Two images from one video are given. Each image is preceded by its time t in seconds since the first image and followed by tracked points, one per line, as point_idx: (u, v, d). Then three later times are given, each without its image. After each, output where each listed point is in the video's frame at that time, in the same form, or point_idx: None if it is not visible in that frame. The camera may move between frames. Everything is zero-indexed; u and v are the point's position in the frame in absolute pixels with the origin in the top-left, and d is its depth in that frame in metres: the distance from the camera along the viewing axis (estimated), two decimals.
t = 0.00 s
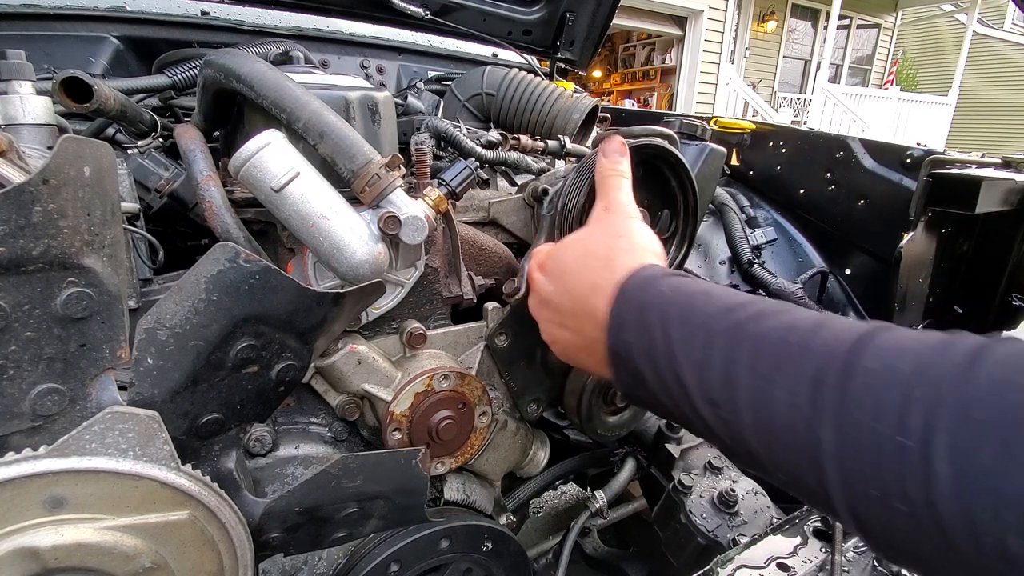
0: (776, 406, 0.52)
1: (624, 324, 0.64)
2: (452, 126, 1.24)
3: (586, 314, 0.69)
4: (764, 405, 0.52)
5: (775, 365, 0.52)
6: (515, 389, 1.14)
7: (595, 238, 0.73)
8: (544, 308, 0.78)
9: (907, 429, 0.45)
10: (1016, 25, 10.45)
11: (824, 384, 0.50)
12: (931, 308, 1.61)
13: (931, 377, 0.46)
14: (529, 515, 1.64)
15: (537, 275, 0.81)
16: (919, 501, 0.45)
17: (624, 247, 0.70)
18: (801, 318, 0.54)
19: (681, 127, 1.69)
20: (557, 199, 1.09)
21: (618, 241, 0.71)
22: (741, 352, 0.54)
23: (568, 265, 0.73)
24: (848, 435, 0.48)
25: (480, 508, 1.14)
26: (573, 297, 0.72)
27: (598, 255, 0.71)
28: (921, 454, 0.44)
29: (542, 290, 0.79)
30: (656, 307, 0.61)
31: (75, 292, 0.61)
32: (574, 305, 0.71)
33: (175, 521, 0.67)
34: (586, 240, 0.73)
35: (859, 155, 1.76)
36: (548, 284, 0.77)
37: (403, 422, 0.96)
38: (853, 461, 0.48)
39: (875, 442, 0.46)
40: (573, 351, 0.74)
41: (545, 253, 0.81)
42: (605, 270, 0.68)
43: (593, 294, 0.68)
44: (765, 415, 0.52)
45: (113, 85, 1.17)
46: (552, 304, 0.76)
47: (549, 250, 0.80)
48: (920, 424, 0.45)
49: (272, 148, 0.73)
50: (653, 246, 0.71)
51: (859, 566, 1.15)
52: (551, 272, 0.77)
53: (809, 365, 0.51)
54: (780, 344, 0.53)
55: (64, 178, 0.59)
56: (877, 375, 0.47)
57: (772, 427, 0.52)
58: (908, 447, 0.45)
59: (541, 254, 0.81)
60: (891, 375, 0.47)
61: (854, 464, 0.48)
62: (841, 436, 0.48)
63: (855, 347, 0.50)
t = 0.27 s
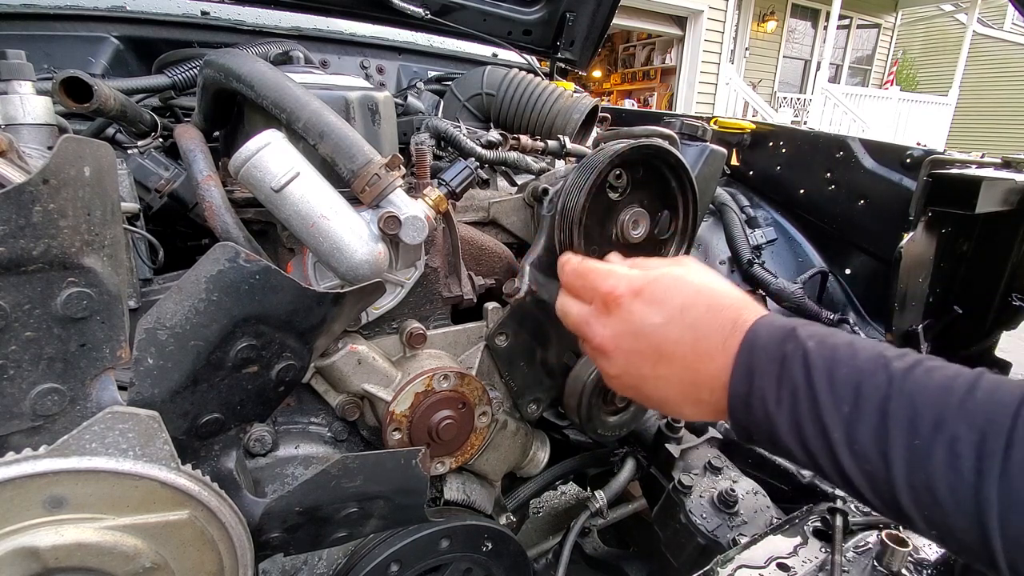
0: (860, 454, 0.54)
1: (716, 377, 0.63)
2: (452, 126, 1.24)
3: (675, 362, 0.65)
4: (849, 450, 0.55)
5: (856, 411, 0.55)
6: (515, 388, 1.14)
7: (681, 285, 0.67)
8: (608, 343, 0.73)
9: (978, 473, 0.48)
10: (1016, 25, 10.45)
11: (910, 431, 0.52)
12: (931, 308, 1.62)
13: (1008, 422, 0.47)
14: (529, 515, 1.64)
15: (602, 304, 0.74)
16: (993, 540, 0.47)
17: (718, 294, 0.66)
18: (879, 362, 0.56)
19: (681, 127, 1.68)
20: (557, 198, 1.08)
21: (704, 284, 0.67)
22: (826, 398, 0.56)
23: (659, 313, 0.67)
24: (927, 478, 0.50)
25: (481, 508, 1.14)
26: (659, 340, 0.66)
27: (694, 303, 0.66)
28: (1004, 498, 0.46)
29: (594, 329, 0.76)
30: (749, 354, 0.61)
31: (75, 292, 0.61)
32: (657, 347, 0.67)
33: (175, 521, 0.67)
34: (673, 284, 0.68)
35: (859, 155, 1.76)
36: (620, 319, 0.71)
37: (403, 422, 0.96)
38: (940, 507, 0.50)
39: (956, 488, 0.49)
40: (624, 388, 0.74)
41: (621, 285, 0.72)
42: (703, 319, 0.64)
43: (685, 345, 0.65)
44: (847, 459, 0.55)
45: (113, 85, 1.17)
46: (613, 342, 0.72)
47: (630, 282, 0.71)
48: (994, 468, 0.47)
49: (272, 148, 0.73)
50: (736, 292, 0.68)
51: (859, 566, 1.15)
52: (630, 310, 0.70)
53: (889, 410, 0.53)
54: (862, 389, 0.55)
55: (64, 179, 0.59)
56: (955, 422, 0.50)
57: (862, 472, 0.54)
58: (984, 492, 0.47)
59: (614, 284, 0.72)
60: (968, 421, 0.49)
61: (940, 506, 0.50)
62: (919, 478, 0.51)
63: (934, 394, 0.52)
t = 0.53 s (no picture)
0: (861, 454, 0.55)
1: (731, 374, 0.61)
2: (452, 126, 1.24)
3: (703, 357, 0.62)
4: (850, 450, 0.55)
5: (856, 409, 0.55)
6: (515, 389, 1.14)
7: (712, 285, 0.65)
8: (643, 337, 0.65)
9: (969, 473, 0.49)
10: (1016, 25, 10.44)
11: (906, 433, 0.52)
12: (931, 308, 1.63)
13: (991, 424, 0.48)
14: (529, 515, 1.64)
15: (632, 295, 0.67)
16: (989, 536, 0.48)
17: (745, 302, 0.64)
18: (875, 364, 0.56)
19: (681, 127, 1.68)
20: (557, 198, 1.08)
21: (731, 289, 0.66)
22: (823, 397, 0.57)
23: (695, 307, 0.62)
24: (926, 478, 0.51)
25: (481, 508, 1.14)
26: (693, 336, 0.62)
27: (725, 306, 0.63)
28: (995, 497, 0.47)
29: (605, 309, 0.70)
30: (767, 357, 0.60)
31: (75, 292, 0.61)
32: (689, 343, 0.62)
33: (176, 521, 0.67)
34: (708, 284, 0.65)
35: (859, 155, 1.76)
36: (649, 308, 0.65)
37: (403, 422, 0.96)
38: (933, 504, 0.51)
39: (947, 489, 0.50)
40: (636, 386, 0.68)
41: (657, 276, 0.66)
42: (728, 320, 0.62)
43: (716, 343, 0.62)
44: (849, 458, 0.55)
45: (113, 85, 1.17)
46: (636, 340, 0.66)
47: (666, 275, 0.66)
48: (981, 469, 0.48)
49: (272, 148, 0.73)
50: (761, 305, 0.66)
51: (859, 566, 1.15)
52: (669, 304, 0.64)
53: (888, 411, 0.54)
54: (860, 388, 0.55)
55: (64, 178, 0.59)
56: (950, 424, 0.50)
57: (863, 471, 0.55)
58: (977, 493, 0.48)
59: (640, 274, 0.68)
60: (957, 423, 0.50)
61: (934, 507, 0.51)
62: (918, 478, 0.52)
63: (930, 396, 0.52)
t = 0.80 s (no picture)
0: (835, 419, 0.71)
1: (741, 344, 0.78)
2: (452, 126, 1.24)
3: (717, 317, 0.81)
4: (839, 416, 0.70)
5: (851, 383, 0.70)
6: (515, 389, 1.14)
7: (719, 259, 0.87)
8: (664, 288, 0.86)
9: (947, 440, 0.63)
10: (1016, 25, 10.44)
11: (894, 404, 0.67)
12: (931, 308, 1.63)
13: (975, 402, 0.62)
14: (530, 515, 1.64)
15: (658, 253, 0.90)
16: (969, 494, 0.61)
17: (755, 284, 0.85)
18: (868, 347, 0.72)
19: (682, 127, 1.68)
20: (557, 198, 1.08)
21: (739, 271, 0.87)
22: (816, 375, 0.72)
23: (713, 270, 0.85)
24: (917, 443, 0.65)
25: (480, 508, 1.14)
26: (710, 295, 0.83)
27: (738, 280, 0.85)
28: (978, 456, 0.61)
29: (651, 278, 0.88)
30: (772, 331, 0.77)
31: (74, 292, 0.61)
32: (706, 302, 0.82)
33: (175, 521, 0.67)
34: (720, 257, 0.88)
35: (859, 155, 1.76)
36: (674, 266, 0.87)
37: (403, 422, 0.96)
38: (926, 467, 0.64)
39: (931, 454, 0.64)
40: (646, 332, 0.89)
41: (679, 238, 0.90)
42: (738, 290, 0.83)
43: (727, 308, 0.81)
44: (839, 424, 0.70)
45: (113, 85, 1.17)
46: (664, 295, 0.86)
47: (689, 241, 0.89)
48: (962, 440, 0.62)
49: (272, 148, 0.73)
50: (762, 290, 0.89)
51: (859, 566, 1.15)
52: (684, 260, 0.87)
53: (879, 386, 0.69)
54: (859, 364, 0.71)
55: (64, 179, 0.59)
56: (939, 401, 0.64)
57: (863, 440, 0.69)
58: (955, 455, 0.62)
59: (672, 256, 0.88)
60: (950, 398, 0.64)
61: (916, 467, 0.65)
62: (907, 443, 0.65)
63: (921, 377, 0.67)
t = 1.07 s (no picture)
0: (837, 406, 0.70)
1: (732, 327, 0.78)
2: (452, 126, 1.24)
3: (702, 298, 0.81)
4: (840, 403, 0.70)
5: (853, 370, 0.70)
6: (515, 389, 1.14)
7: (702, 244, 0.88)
8: (645, 273, 0.87)
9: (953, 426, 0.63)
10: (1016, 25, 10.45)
11: (897, 391, 0.67)
12: (931, 308, 1.62)
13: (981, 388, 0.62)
14: (529, 515, 1.64)
15: (640, 241, 0.92)
16: (976, 479, 0.61)
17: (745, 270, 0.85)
18: (869, 333, 0.72)
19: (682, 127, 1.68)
20: (557, 198, 1.08)
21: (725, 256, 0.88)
22: (816, 363, 0.72)
23: (697, 253, 0.86)
24: (922, 427, 0.65)
25: (480, 508, 1.14)
26: (692, 277, 0.83)
27: (723, 263, 0.85)
28: (985, 439, 0.61)
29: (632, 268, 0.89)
30: (765, 317, 0.77)
31: (74, 292, 0.61)
32: (689, 285, 0.83)
33: (175, 521, 0.67)
34: (704, 242, 0.89)
35: (859, 155, 1.76)
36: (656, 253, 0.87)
37: (403, 422, 0.96)
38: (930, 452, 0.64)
39: (936, 440, 0.64)
40: (631, 320, 0.90)
41: (660, 224, 0.91)
42: (721, 272, 0.83)
43: (712, 290, 0.81)
44: (842, 411, 0.70)
45: (113, 85, 1.17)
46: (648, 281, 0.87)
47: (670, 228, 0.90)
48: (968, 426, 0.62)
49: (272, 148, 0.73)
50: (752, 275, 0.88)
51: (859, 566, 1.15)
52: (665, 245, 0.88)
53: (880, 372, 0.69)
54: (861, 350, 0.71)
55: (64, 178, 0.59)
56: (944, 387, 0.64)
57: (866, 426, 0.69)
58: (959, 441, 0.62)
59: (653, 244, 0.89)
60: (956, 383, 0.64)
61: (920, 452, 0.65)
62: (912, 428, 0.66)
63: (925, 363, 0.67)
